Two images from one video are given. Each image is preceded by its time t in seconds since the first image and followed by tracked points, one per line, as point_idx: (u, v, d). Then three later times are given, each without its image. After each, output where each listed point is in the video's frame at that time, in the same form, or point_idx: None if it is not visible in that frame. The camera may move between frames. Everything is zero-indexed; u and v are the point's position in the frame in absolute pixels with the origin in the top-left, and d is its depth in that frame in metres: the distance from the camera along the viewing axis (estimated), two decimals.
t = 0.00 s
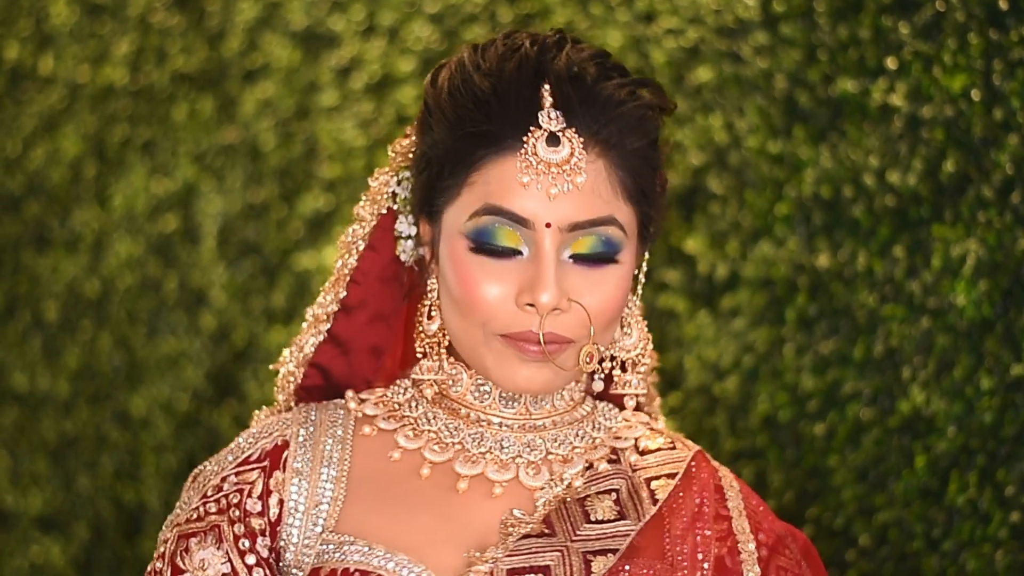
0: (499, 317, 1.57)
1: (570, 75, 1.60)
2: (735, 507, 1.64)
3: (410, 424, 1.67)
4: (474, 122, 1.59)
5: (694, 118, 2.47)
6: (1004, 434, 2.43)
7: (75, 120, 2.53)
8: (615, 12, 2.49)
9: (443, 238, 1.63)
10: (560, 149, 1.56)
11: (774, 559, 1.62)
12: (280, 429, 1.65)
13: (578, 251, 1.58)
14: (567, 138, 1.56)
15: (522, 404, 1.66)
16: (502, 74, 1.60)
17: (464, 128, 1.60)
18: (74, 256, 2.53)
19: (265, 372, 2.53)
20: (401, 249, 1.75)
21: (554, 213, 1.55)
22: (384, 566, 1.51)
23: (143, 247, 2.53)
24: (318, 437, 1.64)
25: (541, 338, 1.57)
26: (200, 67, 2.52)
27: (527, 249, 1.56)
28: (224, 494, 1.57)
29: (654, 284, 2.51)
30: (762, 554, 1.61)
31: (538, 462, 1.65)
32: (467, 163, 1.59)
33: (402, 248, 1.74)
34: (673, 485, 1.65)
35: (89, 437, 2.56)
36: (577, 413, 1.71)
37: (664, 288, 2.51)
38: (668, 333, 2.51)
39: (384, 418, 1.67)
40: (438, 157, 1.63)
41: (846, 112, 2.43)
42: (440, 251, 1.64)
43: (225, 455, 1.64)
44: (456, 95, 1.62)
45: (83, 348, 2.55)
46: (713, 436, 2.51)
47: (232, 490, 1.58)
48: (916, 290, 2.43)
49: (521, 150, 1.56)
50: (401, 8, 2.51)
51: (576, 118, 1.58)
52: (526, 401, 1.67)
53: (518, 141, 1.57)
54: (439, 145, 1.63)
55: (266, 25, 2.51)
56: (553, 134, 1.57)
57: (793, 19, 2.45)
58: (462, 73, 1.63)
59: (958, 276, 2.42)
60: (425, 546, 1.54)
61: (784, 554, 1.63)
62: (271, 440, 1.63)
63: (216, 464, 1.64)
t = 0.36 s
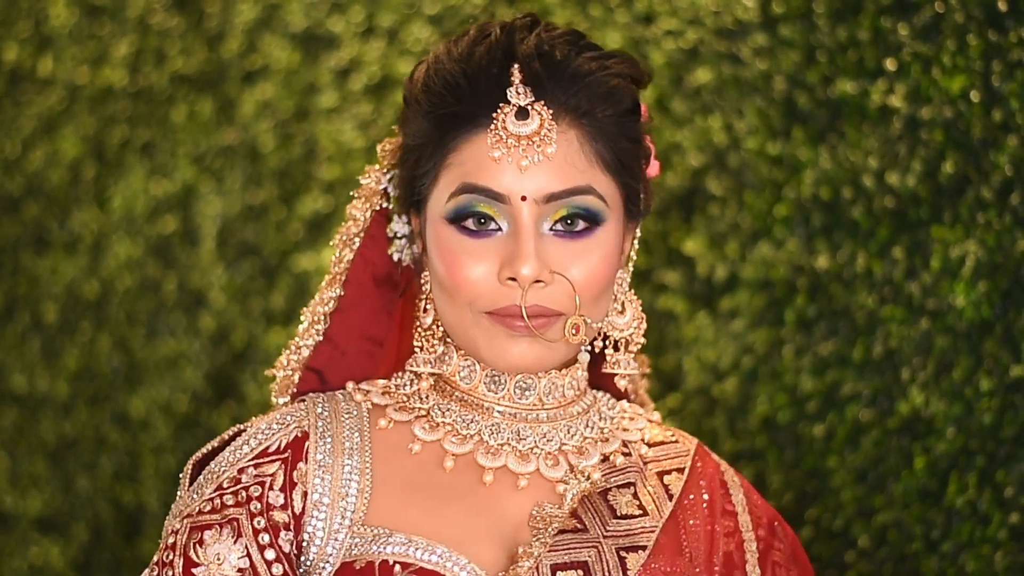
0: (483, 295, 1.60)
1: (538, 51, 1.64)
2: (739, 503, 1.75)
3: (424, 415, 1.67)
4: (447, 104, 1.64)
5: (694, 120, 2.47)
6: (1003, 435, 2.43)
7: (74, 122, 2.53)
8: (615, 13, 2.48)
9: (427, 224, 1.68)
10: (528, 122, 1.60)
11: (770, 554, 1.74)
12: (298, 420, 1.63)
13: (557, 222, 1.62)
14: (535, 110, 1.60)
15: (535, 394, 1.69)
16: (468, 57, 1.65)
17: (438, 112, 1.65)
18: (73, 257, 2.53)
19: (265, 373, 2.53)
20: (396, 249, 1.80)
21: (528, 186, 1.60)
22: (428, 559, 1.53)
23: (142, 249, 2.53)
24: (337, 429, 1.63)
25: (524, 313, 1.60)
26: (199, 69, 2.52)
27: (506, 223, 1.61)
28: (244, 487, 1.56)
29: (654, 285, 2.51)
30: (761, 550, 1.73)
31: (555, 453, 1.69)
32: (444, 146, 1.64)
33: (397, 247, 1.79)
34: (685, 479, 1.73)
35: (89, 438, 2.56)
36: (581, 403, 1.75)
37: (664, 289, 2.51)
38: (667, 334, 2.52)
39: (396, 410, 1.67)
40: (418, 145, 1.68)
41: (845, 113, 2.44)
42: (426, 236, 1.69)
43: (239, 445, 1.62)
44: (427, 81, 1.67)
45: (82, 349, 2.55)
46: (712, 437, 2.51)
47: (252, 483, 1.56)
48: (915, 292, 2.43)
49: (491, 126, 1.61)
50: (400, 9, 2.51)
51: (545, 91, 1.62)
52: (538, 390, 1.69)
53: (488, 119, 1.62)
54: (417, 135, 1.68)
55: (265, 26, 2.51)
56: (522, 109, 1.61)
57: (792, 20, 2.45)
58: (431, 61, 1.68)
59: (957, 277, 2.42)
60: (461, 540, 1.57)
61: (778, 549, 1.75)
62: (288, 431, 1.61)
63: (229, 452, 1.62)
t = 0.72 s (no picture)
0: (467, 289, 1.62)
1: (507, 44, 1.65)
2: (734, 492, 1.78)
3: (419, 419, 1.68)
4: (421, 102, 1.65)
5: (693, 119, 2.47)
6: (1003, 435, 2.43)
7: (74, 121, 2.52)
8: (614, 13, 2.48)
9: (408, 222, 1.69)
10: (501, 112, 1.62)
11: (760, 548, 1.77)
12: (298, 430, 1.62)
13: (537, 212, 1.64)
14: (507, 101, 1.62)
15: (529, 390, 1.70)
16: (437, 54, 1.66)
17: (412, 109, 1.66)
18: (73, 257, 2.53)
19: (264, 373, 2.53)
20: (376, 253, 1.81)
21: (505, 176, 1.61)
22: (442, 563, 1.52)
23: (142, 248, 2.53)
24: (338, 437, 1.62)
25: (508, 303, 1.62)
26: (199, 68, 2.51)
27: (485, 215, 1.63)
28: (247, 499, 1.54)
29: (653, 285, 2.51)
30: (752, 544, 1.77)
31: (552, 450, 1.70)
32: (421, 143, 1.66)
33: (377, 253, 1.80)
34: (683, 472, 1.75)
35: (88, 438, 2.56)
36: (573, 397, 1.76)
37: (664, 289, 2.51)
38: (667, 334, 2.52)
39: (391, 416, 1.67)
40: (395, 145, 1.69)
41: (845, 113, 2.43)
42: (407, 235, 1.70)
43: (240, 458, 1.61)
44: (398, 81, 1.68)
45: (82, 349, 2.55)
46: (712, 437, 2.51)
47: (255, 495, 1.55)
48: (915, 291, 2.43)
49: (465, 119, 1.63)
50: (400, 9, 2.51)
51: (518, 82, 1.64)
52: (531, 387, 1.70)
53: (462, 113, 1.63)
54: (392, 135, 1.70)
55: (265, 26, 2.51)
56: (495, 101, 1.62)
57: (792, 20, 2.45)
58: (401, 62, 1.70)
59: (957, 277, 2.42)
60: (472, 542, 1.57)
61: (768, 542, 1.79)
62: (289, 442, 1.60)
63: (230, 465, 1.60)
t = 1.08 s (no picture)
0: (452, 294, 1.65)
1: (492, 50, 1.69)
2: (722, 487, 1.78)
3: (400, 429, 1.71)
4: (406, 106, 1.68)
5: (694, 120, 2.47)
6: (1004, 436, 2.43)
7: (74, 122, 2.52)
8: (615, 14, 2.48)
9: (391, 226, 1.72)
10: (489, 116, 1.65)
11: (747, 543, 1.76)
12: (282, 445, 1.68)
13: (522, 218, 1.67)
14: (494, 106, 1.65)
15: (508, 394, 1.72)
16: (423, 60, 1.69)
17: (397, 114, 1.69)
18: (74, 257, 2.53)
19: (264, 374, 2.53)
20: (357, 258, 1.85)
21: (492, 181, 1.64)
22: (424, 568, 1.56)
23: (142, 249, 2.53)
24: (322, 451, 1.68)
25: (493, 308, 1.65)
26: (199, 69, 2.51)
27: (472, 221, 1.66)
28: (237, 516, 1.61)
29: (654, 285, 2.51)
30: (739, 537, 1.76)
31: (535, 453, 1.71)
32: (406, 147, 1.68)
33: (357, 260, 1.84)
34: (669, 469, 1.76)
35: (89, 439, 2.56)
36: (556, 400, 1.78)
37: (664, 289, 2.51)
38: (667, 335, 2.52)
39: (372, 428, 1.72)
40: (379, 150, 1.72)
41: (846, 113, 2.44)
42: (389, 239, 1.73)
43: (228, 476, 1.67)
44: (383, 86, 1.71)
45: (82, 349, 2.54)
46: (713, 437, 2.51)
47: (245, 511, 1.61)
48: (915, 292, 2.43)
49: (452, 123, 1.66)
50: (401, 10, 2.51)
51: (503, 88, 1.67)
52: (511, 391, 1.72)
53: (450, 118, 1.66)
54: (375, 139, 1.72)
55: (266, 26, 2.51)
56: (482, 105, 1.66)
57: (793, 20, 2.45)
58: (386, 68, 1.72)
59: (958, 278, 2.42)
60: (457, 547, 1.60)
61: (756, 538, 1.78)
62: (274, 457, 1.66)
63: (219, 485, 1.67)
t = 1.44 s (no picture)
0: (445, 305, 1.66)
1: (491, 61, 1.71)
2: (702, 479, 1.78)
3: (375, 442, 1.74)
4: (405, 113, 1.69)
5: (695, 122, 2.47)
6: (1005, 437, 2.44)
7: (75, 124, 2.52)
8: (616, 16, 2.48)
9: (380, 233, 1.73)
10: (490, 130, 1.66)
11: (726, 536, 1.75)
12: (259, 462, 1.73)
13: (518, 232, 1.68)
14: (496, 119, 1.67)
15: (481, 403, 1.73)
16: (424, 69, 1.70)
17: (395, 121, 1.70)
18: (74, 260, 2.53)
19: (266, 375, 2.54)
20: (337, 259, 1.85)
21: (491, 194, 1.66)
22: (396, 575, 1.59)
23: (143, 251, 2.53)
24: (298, 466, 1.72)
25: (486, 319, 1.67)
26: (200, 71, 2.51)
27: (467, 233, 1.66)
28: (219, 533, 1.67)
29: (655, 287, 2.51)
30: (719, 530, 1.75)
31: (509, 459, 1.73)
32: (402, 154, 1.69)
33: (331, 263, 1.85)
34: (647, 466, 1.76)
35: (90, 441, 2.56)
36: (533, 405, 1.78)
37: (665, 291, 2.50)
38: (668, 337, 2.51)
39: (347, 441, 1.75)
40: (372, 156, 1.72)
41: (847, 115, 2.44)
42: (377, 246, 1.73)
43: (210, 494, 1.74)
44: (380, 91, 1.71)
45: (83, 352, 2.55)
46: (713, 440, 2.50)
47: (226, 528, 1.67)
48: (916, 294, 2.44)
49: (453, 133, 1.67)
50: (401, 12, 2.52)
51: (504, 102, 1.69)
52: (484, 402, 1.73)
53: (451, 129, 1.67)
54: (369, 144, 1.73)
55: (266, 28, 2.52)
56: (483, 117, 1.67)
57: (794, 22, 2.45)
58: (383, 71, 1.73)
59: (959, 280, 2.42)
60: (432, 553, 1.63)
61: (738, 531, 1.77)
62: (252, 474, 1.72)
63: (202, 503, 1.73)
